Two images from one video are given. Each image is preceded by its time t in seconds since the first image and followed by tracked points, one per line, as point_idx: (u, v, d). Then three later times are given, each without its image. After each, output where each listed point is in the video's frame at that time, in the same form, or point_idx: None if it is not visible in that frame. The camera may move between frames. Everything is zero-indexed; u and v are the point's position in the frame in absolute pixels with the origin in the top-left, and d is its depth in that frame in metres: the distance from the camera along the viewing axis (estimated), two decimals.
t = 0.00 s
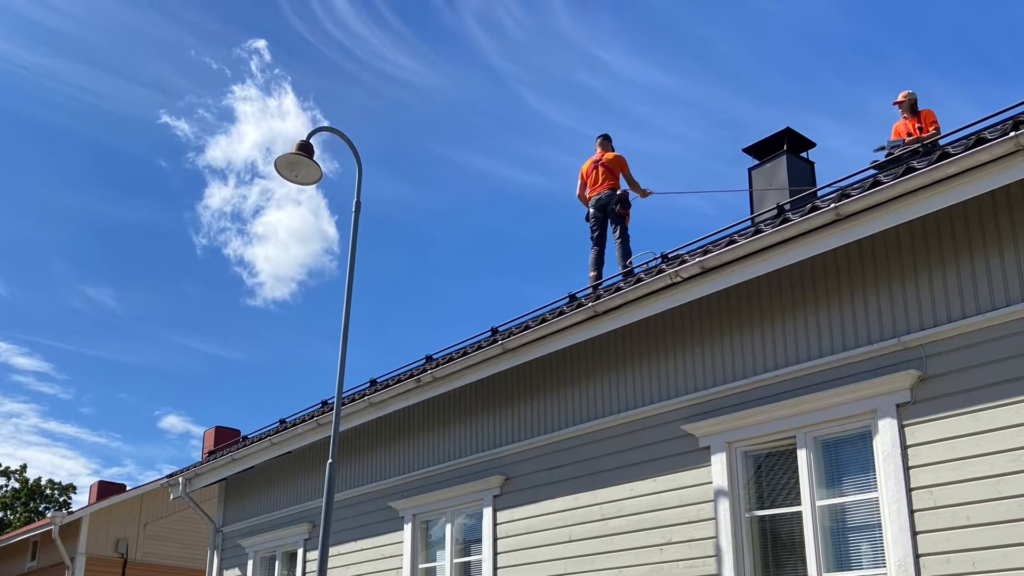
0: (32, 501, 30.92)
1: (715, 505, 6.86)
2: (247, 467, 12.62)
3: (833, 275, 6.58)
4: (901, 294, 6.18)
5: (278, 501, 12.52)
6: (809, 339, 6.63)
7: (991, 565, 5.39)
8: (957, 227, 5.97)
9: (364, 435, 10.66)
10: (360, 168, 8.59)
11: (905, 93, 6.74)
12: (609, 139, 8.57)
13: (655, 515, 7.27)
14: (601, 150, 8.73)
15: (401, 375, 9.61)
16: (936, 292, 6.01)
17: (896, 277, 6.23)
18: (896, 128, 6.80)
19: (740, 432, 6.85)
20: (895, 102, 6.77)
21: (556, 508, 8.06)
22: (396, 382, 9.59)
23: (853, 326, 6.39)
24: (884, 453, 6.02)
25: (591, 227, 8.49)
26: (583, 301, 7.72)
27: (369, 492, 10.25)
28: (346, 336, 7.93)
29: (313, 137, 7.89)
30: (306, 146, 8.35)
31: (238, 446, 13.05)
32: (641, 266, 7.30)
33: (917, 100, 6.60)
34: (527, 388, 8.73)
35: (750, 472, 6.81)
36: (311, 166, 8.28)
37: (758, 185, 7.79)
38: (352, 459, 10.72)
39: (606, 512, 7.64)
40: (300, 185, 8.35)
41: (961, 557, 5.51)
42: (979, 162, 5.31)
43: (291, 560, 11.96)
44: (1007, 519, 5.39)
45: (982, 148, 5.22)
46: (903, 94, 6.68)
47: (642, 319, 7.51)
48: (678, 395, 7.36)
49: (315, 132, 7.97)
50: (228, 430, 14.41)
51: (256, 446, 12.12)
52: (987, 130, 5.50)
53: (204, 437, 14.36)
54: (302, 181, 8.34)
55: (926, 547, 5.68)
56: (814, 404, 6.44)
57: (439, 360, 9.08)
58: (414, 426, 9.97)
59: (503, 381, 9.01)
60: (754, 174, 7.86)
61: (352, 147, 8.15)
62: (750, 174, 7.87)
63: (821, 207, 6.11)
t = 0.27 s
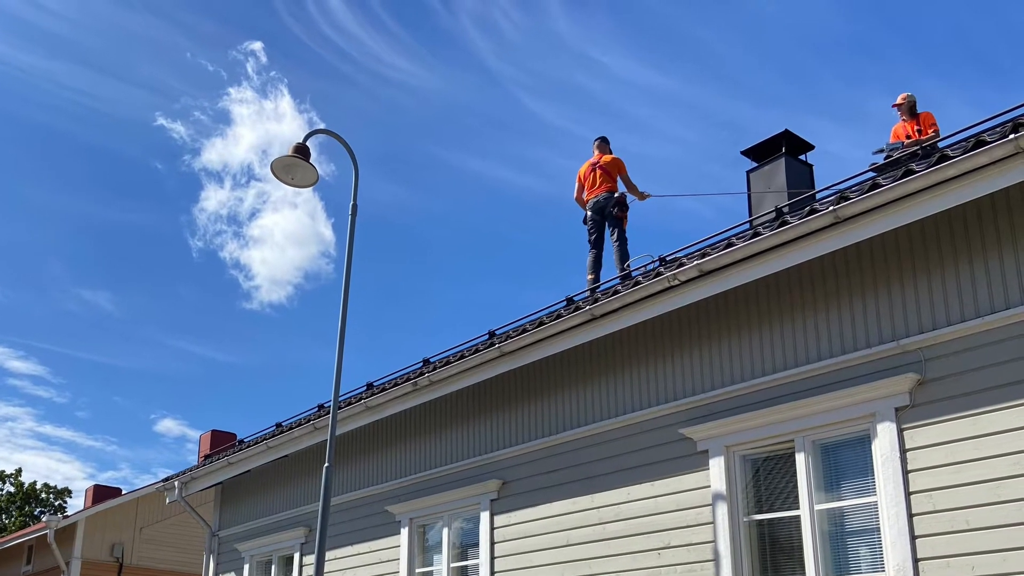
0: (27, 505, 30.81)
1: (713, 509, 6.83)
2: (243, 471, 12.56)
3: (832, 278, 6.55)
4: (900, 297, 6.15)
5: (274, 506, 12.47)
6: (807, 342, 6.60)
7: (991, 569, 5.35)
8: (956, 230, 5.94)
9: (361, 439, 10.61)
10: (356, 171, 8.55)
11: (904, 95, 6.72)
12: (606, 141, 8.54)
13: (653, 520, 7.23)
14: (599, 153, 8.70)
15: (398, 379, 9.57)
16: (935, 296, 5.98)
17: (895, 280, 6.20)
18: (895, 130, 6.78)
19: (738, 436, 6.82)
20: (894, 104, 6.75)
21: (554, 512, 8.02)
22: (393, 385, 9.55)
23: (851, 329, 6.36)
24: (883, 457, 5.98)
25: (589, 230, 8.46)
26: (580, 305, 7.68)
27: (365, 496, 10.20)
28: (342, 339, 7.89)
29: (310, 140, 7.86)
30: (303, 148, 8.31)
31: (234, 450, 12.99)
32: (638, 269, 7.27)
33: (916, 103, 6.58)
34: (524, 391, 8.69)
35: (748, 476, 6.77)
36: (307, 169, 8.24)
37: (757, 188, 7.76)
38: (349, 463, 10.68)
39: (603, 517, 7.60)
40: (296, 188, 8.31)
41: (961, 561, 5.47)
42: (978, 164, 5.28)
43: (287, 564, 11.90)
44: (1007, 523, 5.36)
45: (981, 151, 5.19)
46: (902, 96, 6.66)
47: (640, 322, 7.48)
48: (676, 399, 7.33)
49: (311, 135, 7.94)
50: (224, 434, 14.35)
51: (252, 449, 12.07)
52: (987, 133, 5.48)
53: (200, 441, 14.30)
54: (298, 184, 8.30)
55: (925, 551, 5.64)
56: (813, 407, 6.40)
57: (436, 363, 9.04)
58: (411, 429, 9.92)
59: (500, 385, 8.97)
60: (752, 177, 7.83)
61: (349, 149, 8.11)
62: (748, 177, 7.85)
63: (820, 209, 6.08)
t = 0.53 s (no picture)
0: (23, 509, 30.71)
1: (711, 513, 6.79)
2: (239, 475, 12.51)
3: (830, 281, 6.52)
4: (899, 300, 6.12)
5: (270, 509, 12.41)
6: (806, 346, 6.57)
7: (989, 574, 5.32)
8: (955, 232, 5.92)
9: (357, 443, 10.57)
10: (353, 173, 8.51)
11: (903, 98, 6.70)
12: (604, 144, 8.51)
13: (651, 524, 7.19)
14: (596, 155, 8.67)
15: (395, 383, 9.52)
16: (934, 299, 5.95)
17: (894, 283, 6.17)
18: (894, 133, 6.76)
19: (736, 439, 6.78)
20: (893, 106, 6.73)
21: (551, 516, 7.98)
22: (390, 389, 9.50)
23: (850, 333, 6.33)
24: (882, 461, 5.95)
25: (586, 233, 8.43)
26: (578, 308, 7.65)
27: (362, 500, 10.15)
28: (339, 343, 7.85)
29: (306, 142, 7.82)
30: (299, 151, 8.27)
31: (230, 453, 12.93)
32: (636, 273, 7.23)
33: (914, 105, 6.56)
34: (522, 395, 8.65)
35: (746, 480, 6.74)
36: (304, 171, 8.20)
37: (754, 191, 7.74)
38: (345, 467, 10.63)
39: (601, 521, 7.56)
40: (293, 190, 8.27)
41: (960, 565, 5.44)
42: (977, 167, 5.25)
43: (284, 568, 11.85)
44: (1006, 527, 5.33)
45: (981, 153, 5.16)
46: (900, 99, 6.63)
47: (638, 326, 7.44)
48: (674, 402, 7.29)
49: (308, 137, 7.89)
50: (220, 438, 14.30)
51: (248, 453, 12.01)
52: (986, 135, 5.45)
53: (196, 444, 14.24)
54: (295, 186, 8.26)
55: (924, 556, 5.61)
56: (811, 411, 6.37)
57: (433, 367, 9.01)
58: (408, 433, 9.88)
59: (497, 388, 8.93)
60: (751, 179, 7.81)
61: (345, 152, 8.07)
62: (746, 180, 7.82)
63: (818, 212, 6.05)
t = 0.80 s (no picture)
0: (18, 513, 30.61)
1: (709, 517, 6.75)
2: (235, 479, 12.46)
3: (829, 284, 6.49)
4: (898, 303, 6.09)
5: (267, 514, 12.36)
6: (804, 349, 6.54)
7: None
8: (955, 235, 5.89)
9: (354, 446, 10.52)
10: (350, 176, 8.47)
11: (902, 100, 6.67)
12: (602, 146, 8.48)
13: (649, 528, 7.15)
14: (594, 158, 8.64)
15: (392, 386, 9.48)
16: (933, 302, 5.92)
17: (893, 286, 6.14)
18: (893, 135, 6.73)
19: (734, 443, 6.74)
20: (892, 108, 6.70)
21: (549, 520, 7.94)
22: (387, 392, 9.46)
23: (849, 336, 6.30)
24: (881, 465, 5.91)
25: (584, 236, 8.39)
26: (575, 311, 7.61)
27: (359, 504, 10.11)
28: (335, 346, 7.80)
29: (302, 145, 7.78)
30: (295, 154, 8.24)
31: (226, 457, 12.88)
32: (634, 275, 7.20)
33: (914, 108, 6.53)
34: (519, 398, 8.61)
35: (745, 484, 6.70)
36: (300, 175, 8.17)
37: (753, 193, 7.71)
38: (342, 471, 10.58)
39: (598, 525, 7.52)
40: (289, 193, 8.23)
41: (959, 569, 5.41)
42: (977, 169, 5.22)
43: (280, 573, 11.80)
44: (1006, 531, 5.29)
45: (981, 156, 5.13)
46: (900, 101, 6.61)
47: (636, 329, 7.41)
48: (672, 406, 7.25)
49: (304, 140, 7.86)
50: (216, 442, 14.24)
51: (244, 457, 11.96)
52: (986, 138, 5.42)
53: (192, 448, 14.19)
54: (291, 189, 8.22)
55: (922, 560, 5.58)
56: (810, 415, 6.33)
57: (430, 370, 8.96)
58: (405, 437, 9.84)
59: (495, 392, 8.89)
60: (749, 182, 7.78)
61: (342, 154, 8.04)
62: (745, 182, 7.79)
63: (817, 215, 6.02)
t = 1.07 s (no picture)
0: (14, 517, 30.51)
1: (707, 521, 6.72)
2: (231, 482, 12.40)
3: (828, 287, 6.46)
4: (897, 307, 6.06)
5: (263, 518, 12.31)
6: (803, 352, 6.50)
7: None
8: (954, 238, 5.86)
9: (350, 450, 10.47)
10: (346, 179, 8.44)
11: (901, 102, 6.65)
12: (599, 149, 8.45)
13: (647, 532, 7.12)
14: (592, 160, 8.61)
15: (388, 390, 9.44)
16: (932, 305, 5.89)
17: (892, 289, 6.11)
18: (892, 138, 6.71)
19: (733, 447, 6.71)
20: (890, 111, 6.67)
21: (546, 524, 7.89)
22: (383, 396, 9.42)
23: (848, 340, 6.27)
24: (880, 468, 5.88)
25: (582, 238, 8.36)
26: (573, 314, 7.58)
27: (355, 508, 10.06)
28: (332, 349, 7.76)
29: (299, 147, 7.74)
30: (292, 156, 8.20)
31: (222, 461, 12.82)
32: (632, 278, 7.17)
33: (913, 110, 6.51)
34: (517, 402, 8.57)
35: (743, 488, 6.66)
36: (296, 177, 8.13)
37: (751, 196, 7.68)
38: (338, 474, 10.53)
39: (596, 529, 7.48)
40: (285, 196, 8.19)
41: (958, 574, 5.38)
42: (976, 172, 5.20)
43: None
44: (1006, 535, 5.26)
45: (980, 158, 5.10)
46: (898, 103, 6.58)
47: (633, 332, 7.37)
48: (670, 409, 7.22)
49: (300, 142, 7.82)
50: (212, 446, 14.19)
51: (240, 461, 11.91)
52: (985, 140, 5.39)
53: (188, 452, 14.13)
54: (287, 192, 8.18)
55: (922, 564, 5.54)
56: (809, 418, 6.30)
57: (427, 374, 8.92)
58: (402, 440, 9.79)
59: (492, 395, 8.85)
60: (747, 185, 7.75)
61: (339, 157, 8.00)
62: (743, 185, 7.76)
63: (816, 218, 5.99)
